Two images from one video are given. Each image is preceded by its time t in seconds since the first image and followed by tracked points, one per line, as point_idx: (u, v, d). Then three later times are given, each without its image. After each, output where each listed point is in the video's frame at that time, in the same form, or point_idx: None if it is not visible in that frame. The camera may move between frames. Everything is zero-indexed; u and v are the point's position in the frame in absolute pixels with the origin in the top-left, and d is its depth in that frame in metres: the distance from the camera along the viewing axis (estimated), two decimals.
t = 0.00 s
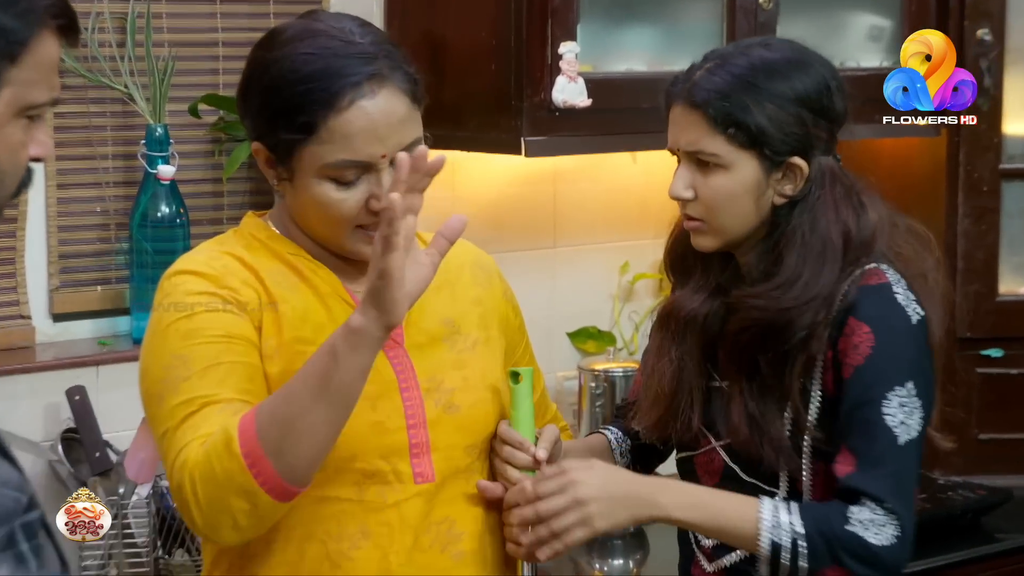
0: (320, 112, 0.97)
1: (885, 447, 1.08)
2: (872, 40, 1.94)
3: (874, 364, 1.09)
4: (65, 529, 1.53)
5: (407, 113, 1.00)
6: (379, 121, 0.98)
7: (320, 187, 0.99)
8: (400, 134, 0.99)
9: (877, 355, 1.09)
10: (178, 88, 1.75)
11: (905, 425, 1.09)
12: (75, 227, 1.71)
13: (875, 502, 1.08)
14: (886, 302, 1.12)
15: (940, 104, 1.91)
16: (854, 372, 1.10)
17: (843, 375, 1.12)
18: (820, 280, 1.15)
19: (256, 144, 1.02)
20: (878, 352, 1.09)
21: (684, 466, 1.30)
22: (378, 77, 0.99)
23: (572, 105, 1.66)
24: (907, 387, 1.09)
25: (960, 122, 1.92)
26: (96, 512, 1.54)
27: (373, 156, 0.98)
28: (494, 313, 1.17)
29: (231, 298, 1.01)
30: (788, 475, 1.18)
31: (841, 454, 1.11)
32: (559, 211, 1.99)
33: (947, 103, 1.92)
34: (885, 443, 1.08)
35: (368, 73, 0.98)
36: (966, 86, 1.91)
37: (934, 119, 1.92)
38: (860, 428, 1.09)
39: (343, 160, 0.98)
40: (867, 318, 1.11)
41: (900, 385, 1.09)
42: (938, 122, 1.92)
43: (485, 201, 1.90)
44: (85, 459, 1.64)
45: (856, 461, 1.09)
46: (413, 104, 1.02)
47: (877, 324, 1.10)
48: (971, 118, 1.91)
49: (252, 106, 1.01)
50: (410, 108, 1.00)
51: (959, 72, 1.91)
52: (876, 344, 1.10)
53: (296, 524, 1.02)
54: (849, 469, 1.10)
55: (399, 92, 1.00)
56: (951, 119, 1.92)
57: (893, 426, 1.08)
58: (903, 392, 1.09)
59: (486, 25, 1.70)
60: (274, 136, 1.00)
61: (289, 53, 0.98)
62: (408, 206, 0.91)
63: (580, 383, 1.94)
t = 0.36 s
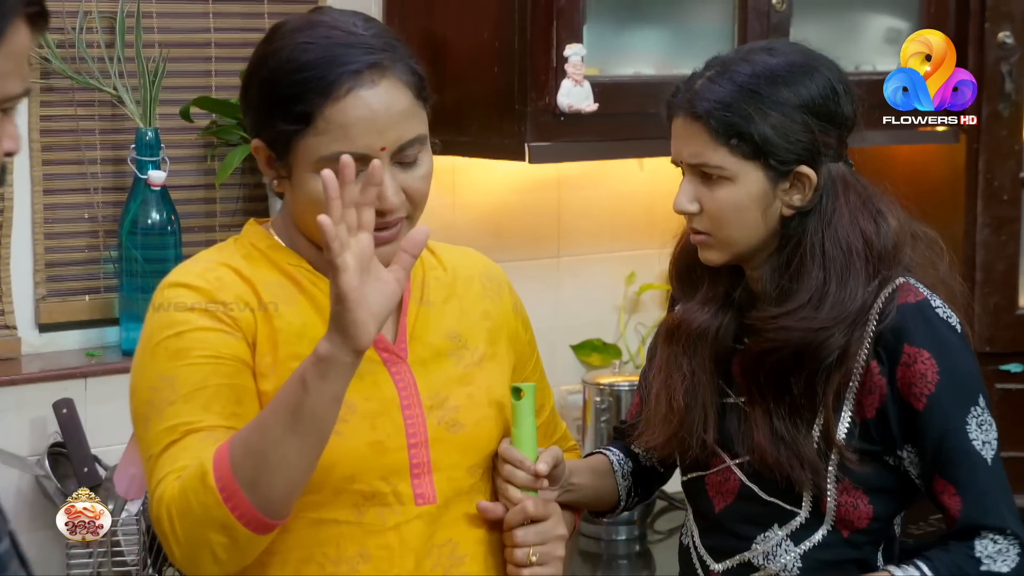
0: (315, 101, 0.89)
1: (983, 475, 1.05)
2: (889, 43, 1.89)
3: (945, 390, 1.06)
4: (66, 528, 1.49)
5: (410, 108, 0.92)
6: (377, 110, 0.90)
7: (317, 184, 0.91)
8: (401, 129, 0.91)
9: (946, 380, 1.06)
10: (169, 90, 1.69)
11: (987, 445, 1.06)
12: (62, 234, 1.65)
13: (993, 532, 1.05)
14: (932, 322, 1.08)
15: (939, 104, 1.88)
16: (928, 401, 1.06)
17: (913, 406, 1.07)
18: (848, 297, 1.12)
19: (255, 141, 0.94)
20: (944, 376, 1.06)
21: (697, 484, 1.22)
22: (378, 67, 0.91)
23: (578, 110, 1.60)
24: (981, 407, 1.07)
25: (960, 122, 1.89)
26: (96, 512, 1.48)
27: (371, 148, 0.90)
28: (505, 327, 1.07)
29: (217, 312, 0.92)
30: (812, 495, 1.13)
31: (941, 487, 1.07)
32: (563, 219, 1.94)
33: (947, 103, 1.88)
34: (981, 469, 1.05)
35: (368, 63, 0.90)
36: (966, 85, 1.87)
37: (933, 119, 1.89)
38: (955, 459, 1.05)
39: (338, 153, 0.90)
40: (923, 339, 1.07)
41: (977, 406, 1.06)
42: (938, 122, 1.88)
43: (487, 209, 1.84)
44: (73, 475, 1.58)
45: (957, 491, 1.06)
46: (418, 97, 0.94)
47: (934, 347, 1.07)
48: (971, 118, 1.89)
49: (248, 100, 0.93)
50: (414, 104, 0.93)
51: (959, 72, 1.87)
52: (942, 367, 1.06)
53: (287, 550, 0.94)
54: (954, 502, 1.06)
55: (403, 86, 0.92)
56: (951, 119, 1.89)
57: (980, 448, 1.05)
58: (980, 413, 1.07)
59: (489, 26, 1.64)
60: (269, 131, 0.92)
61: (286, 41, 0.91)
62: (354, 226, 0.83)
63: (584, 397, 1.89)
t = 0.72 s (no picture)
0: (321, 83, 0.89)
1: (1004, 476, 1.10)
2: (895, 44, 1.87)
3: (971, 393, 1.09)
4: (66, 528, 1.50)
5: (416, 97, 0.92)
6: (377, 92, 0.89)
7: (314, 164, 0.90)
8: (404, 115, 0.91)
9: (971, 385, 1.10)
10: (177, 92, 1.69)
11: (1007, 445, 1.11)
12: (70, 236, 1.65)
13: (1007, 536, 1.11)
14: (955, 327, 1.11)
15: (939, 104, 1.89)
16: (954, 407, 1.09)
17: (938, 410, 1.10)
18: (866, 302, 1.13)
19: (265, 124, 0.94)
20: (969, 381, 1.10)
21: (713, 489, 1.22)
22: (385, 52, 0.91)
23: (586, 111, 1.61)
24: (1003, 409, 1.11)
25: (960, 122, 1.90)
26: (96, 512, 1.49)
27: (368, 130, 0.89)
28: (519, 331, 1.07)
29: (224, 317, 0.92)
30: (832, 502, 1.14)
31: (963, 489, 1.12)
32: (571, 221, 1.94)
33: (947, 103, 1.89)
34: (1002, 472, 1.10)
35: (374, 46, 0.90)
36: (966, 85, 1.88)
37: (933, 119, 1.89)
38: (980, 462, 1.10)
39: (335, 132, 0.89)
40: (949, 345, 1.10)
41: (1000, 408, 1.11)
42: (938, 122, 1.89)
43: (494, 210, 1.84)
44: (81, 476, 1.59)
45: (981, 492, 1.10)
46: (425, 92, 0.93)
47: (959, 353, 1.10)
48: (971, 118, 1.90)
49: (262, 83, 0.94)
50: (421, 93, 0.93)
51: (959, 72, 1.87)
52: (967, 372, 1.10)
53: (297, 555, 0.94)
54: (979, 503, 1.11)
55: (411, 73, 0.92)
56: (951, 119, 1.90)
57: (1003, 449, 1.10)
58: (1002, 414, 1.11)
59: (497, 28, 1.64)
60: (275, 110, 0.92)
61: (299, 26, 0.91)
62: (356, 259, 0.81)
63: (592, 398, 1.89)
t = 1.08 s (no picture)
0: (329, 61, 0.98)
1: (1003, 480, 1.11)
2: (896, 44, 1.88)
3: (975, 397, 1.10)
4: (66, 528, 1.49)
5: (415, 87, 0.99)
6: (375, 71, 0.98)
7: (310, 137, 0.99)
8: (400, 101, 0.98)
9: (975, 388, 1.10)
10: (181, 94, 1.69)
11: (1007, 450, 1.12)
12: (74, 239, 1.65)
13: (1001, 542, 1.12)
14: (961, 330, 1.12)
15: (939, 104, 1.90)
16: (958, 410, 1.10)
17: (942, 413, 1.11)
18: (872, 304, 1.13)
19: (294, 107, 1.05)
20: (974, 384, 1.10)
21: (719, 492, 1.22)
22: (392, 36, 0.99)
23: (589, 112, 1.61)
24: (1003, 414, 1.12)
25: (960, 122, 1.90)
26: (96, 512, 1.49)
27: (359, 107, 0.97)
28: (531, 337, 1.10)
29: (222, 318, 0.94)
30: (838, 505, 1.14)
31: (959, 493, 1.12)
32: (575, 221, 1.94)
33: (947, 103, 1.90)
34: (1000, 476, 1.11)
35: (383, 30, 0.99)
36: (966, 85, 1.88)
37: (933, 119, 1.90)
38: (980, 465, 1.10)
39: (332, 104, 0.98)
40: (955, 349, 1.11)
41: (1000, 414, 1.12)
42: (938, 122, 1.90)
43: (499, 211, 1.84)
44: (86, 479, 1.59)
45: (978, 498, 1.11)
46: (429, 84, 1.01)
47: (964, 357, 1.11)
48: (971, 118, 1.91)
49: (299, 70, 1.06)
50: (422, 85, 1.00)
51: (959, 72, 1.87)
52: (972, 375, 1.10)
53: (295, 556, 0.96)
54: (976, 508, 1.12)
55: (417, 65, 1.00)
56: (950, 119, 1.90)
57: (1003, 455, 1.11)
58: (1002, 420, 1.12)
59: (501, 29, 1.65)
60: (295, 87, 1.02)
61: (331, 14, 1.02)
62: (315, 339, 0.82)
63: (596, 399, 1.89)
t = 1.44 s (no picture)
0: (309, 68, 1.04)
1: (1010, 486, 1.12)
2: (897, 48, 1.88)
3: (983, 404, 1.11)
4: (66, 528, 1.48)
5: (388, 82, 1.03)
6: (346, 72, 1.02)
7: (299, 145, 1.04)
8: (371, 98, 1.02)
9: (983, 397, 1.11)
10: (181, 97, 1.69)
11: (1013, 457, 1.13)
12: (75, 241, 1.65)
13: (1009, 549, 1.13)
14: (969, 337, 1.12)
15: (939, 104, 1.90)
16: (966, 419, 1.11)
17: (950, 421, 1.12)
18: (878, 313, 1.14)
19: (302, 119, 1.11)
20: (983, 392, 1.11)
21: (724, 503, 1.22)
22: (365, 37, 1.03)
23: (590, 116, 1.61)
24: (1009, 422, 1.13)
25: (960, 122, 1.91)
26: (97, 512, 1.47)
27: (333, 108, 1.02)
28: (545, 343, 1.12)
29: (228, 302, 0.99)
30: (847, 515, 1.14)
31: (965, 501, 1.13)
32: (575, 224, 1.94)
33: (947, 103, 1.90)
34: (1007, 483, 1.12)
35: (357, 32, 1.03)
36: (966, 85, 1.89)
37: (933, 120, 1.90)
38: (988, 474, 1.11)
39: (310, 108, 1.03)
40: (965, 357, 1.12)
41: (1007, 422, 1.12)
42: (938, 122, 1.90)
43: (499, 215, 1.84)
44: (86, 481, 1.59)
45: (985, 506, 1.12)
46: (406, 79, 1.04)
47: (973, 365, 1.11)
48: (971, 118, 1.91)
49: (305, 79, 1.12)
50: (395, 80, 1.03)
51: (958, 72, 1.88)
52: (980, 384, 1.11)
53: (287, 545, 0.99)
54: (983, 516, 1.12)
55: (389, 60, 1.03)
56: (951, 119, 1.90)
57: (1010, 462, 1.12)
58: (1009, 428, 1.13)
59: (502, 33, 1.65)
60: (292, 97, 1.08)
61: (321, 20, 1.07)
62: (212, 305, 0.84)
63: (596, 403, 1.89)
